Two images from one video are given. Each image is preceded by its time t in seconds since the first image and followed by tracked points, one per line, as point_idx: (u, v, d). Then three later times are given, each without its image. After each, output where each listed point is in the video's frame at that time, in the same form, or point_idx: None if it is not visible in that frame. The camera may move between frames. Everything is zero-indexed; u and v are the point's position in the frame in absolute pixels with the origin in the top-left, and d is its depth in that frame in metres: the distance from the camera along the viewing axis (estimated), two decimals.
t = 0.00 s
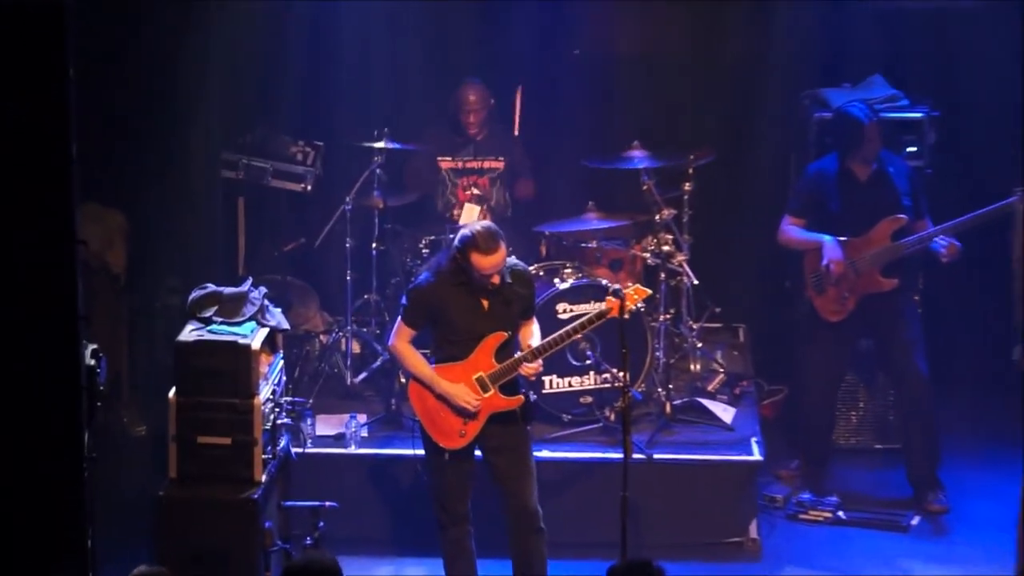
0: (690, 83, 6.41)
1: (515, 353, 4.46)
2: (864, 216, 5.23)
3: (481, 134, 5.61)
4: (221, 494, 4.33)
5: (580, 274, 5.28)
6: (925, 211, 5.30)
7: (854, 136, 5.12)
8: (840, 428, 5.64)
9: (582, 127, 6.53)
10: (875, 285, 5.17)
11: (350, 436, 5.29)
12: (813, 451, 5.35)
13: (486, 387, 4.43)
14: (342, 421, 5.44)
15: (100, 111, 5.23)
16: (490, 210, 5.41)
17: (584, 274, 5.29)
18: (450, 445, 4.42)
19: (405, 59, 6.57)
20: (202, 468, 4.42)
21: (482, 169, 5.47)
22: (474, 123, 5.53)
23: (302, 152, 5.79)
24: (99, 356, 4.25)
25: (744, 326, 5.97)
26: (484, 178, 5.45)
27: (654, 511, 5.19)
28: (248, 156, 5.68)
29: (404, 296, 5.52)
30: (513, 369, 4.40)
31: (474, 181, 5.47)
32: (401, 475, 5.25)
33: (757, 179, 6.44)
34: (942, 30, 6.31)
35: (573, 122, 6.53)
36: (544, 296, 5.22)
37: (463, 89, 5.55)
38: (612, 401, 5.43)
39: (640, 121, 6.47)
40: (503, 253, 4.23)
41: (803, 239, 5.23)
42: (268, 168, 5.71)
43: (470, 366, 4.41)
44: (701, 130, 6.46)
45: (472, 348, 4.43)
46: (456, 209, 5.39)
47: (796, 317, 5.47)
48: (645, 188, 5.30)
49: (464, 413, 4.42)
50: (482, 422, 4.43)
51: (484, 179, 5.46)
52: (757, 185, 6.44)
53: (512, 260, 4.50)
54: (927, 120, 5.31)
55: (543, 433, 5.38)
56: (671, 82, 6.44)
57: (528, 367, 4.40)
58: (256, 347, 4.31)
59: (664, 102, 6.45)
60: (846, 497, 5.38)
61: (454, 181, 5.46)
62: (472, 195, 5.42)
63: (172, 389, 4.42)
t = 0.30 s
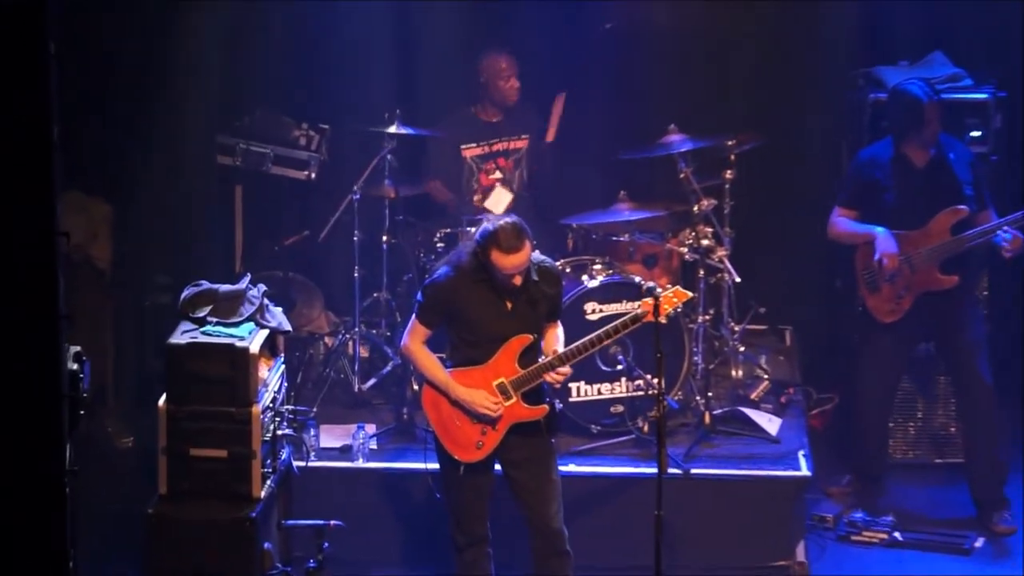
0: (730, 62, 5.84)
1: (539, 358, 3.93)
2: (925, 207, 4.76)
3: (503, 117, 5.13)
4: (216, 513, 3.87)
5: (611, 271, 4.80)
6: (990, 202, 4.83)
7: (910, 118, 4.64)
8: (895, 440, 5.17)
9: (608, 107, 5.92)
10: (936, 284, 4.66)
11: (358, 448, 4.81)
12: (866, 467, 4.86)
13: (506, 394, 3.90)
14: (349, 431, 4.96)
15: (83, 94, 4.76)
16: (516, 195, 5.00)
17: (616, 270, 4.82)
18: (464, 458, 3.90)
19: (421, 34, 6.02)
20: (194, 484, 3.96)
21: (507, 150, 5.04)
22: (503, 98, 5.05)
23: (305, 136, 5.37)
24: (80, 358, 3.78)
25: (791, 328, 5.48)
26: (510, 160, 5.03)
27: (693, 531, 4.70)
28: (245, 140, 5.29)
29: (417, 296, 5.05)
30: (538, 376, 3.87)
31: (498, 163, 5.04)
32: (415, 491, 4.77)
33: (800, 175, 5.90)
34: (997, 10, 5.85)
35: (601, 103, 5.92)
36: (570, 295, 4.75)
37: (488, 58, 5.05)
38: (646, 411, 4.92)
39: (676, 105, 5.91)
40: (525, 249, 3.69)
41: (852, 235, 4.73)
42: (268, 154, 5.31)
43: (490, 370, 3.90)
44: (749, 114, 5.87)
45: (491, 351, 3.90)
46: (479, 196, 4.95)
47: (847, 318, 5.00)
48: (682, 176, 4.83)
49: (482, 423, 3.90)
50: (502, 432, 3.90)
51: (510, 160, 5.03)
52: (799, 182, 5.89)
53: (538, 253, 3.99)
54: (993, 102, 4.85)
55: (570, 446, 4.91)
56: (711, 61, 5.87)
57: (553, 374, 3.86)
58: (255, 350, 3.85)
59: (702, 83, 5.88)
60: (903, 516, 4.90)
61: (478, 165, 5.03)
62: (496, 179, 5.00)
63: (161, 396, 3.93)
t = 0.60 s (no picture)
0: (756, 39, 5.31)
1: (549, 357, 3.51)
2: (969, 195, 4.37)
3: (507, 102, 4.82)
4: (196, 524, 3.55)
5: (626, 264, 4.43)
6: None
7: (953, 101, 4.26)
8: (933, 447, 4.81)
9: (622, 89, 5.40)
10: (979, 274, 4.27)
11: (352, 455, 4.44)
12: (903, 476, 4.48)
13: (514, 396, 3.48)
14: (342, 437, 4.57)
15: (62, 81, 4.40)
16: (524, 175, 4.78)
17: (631, 263, 4.45)
18: (467, 466, 3.49)
19: (421, 12, 5.50)
20: (176, 495, 3.63)
21: (516, 125, 4.79)
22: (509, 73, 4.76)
23: (294, 117, 5.00)
24: (51, 358, 3.38)
25: (821, 326, 5.09)
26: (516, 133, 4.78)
27: (717, 545, 4.32)
28: (229, 121, 4.92)
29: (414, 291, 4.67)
30: (553, 375, 3.46)
31: (507, 140, 4.78)
32: (414, 502, 4.38)
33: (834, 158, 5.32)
34: None
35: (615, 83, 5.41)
36: (582, 289, 4.38)
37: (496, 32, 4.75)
38: (663, 415, 4.55)
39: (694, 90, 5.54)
40: (538, 237, 3.31)
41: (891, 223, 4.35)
42: (255, 135, 4.95)
43: (494, 370, 3.48)
44: (781, 94, 5.32)
45: (496, 350, 3.49)
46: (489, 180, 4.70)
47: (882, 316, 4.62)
48: (704, 160, 4.48)
49: (488, 427, 3.49)
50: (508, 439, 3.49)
51: (518, 137, 4.78)
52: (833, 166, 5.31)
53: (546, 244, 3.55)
54: None
55: (581, 453, 4.53)
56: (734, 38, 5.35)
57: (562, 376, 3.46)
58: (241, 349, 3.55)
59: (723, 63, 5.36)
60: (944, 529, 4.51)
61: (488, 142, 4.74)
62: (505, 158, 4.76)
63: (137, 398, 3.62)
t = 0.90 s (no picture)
0: (780, 14, 4.82)
1: (551, 363, 3.09)
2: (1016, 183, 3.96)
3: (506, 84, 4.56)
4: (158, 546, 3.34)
5: (637, 259, 4.02)
6: None
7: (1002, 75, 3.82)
8: (975, 460, 4.42)
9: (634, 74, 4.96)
10: None
11: (335, 471, 4.03)
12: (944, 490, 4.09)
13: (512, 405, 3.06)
14: (325, 450, 4.17)
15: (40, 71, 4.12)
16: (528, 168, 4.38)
17: (644, 259, 4.02)
18: (462, 482, 3.07)
19: None
20: (141, 514, 3.43)
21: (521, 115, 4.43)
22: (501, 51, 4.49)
23: (273, 98, 4.52)
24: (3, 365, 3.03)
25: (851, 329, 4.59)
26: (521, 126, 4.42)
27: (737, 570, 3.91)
28: (201, 102, 4.45)
29: (403, 291, 4.25)
30: (550, 387, 3.04)
31: (509, 131, 4.42)
32: (403, 522, 3.98)
33: (868, 146, 4.83)
34: None
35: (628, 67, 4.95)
36: (588, 288, 3.97)
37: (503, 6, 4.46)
38: (679, 425, 4.14)
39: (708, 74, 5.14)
40: (544, 229, 2.90)
41: (928, 210, 3.90)
42: (228, 118, 4.45)
43: (490, 378, 3.06)
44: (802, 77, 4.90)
45: (496, 354, 3.07)
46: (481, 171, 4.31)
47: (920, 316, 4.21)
48: (723, 145, 4.07)
49: (485, 440, 3.07)
50: (507, 451, 3.08)
51: (523, 129, 4.41)
52: (866, 154, 4.83)
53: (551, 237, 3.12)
54: None
55: (587, 467, 4.12)
56: (757, 12, 4.85)
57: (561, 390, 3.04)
58: (214, 355, 3.35)
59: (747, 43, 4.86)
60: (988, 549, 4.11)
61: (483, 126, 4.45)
62: (506, 147, 4.38)
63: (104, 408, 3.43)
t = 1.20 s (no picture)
0: None
1: (548, 364, 2.78)
2: None
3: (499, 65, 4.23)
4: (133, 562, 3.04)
5: (641, 253, 3.74)
6: None
7: None
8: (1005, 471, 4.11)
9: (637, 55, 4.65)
10: None
11: (315, 482, 3.71)
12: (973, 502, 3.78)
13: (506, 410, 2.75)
14: (304, 459, 3.85)
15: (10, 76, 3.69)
16: (513, 154, 4.13)
17: (645, 251, 3.74)
18: (452, 493, 2.74)
19: None
20: (106, 528, 3.11)
21: (508, 99, 4.17)
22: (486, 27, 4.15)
23: (247, 79, 4.20)
24: None
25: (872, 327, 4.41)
26: (506, 110, 4.16)
27: None
28: (170, 83, 4.16)
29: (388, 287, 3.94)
30: (546, 387, 2.73)
31: (494, 113, 4.16)
32: (388, 537, 3.66)
33: (885, 134, 4.53)
34: None
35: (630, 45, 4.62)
36: (587, 285, 3.67)
37: None
38: (686, 433, 3.84)
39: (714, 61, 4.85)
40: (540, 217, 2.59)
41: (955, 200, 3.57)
42: (200, 100, 4.16)
43: (481, 380, 2.75)
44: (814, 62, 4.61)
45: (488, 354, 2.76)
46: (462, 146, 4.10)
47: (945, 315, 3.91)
48: (734, 129, 3.77)
49: (477, 449, 2.76)
50: (501, 461, 2.76)
51: (508, 112, 4.16)
52: (883, 142, 4.53)
53: (548, 229, 2.80)
54: None
55: (588, 478, 3.81)
56: None
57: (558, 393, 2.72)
58: (183, 355, 3.04)
59: (753, 23, 4.54)
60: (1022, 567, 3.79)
61: (466, 102, 4.15)
62: (489, 129, 4.12)
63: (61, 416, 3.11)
